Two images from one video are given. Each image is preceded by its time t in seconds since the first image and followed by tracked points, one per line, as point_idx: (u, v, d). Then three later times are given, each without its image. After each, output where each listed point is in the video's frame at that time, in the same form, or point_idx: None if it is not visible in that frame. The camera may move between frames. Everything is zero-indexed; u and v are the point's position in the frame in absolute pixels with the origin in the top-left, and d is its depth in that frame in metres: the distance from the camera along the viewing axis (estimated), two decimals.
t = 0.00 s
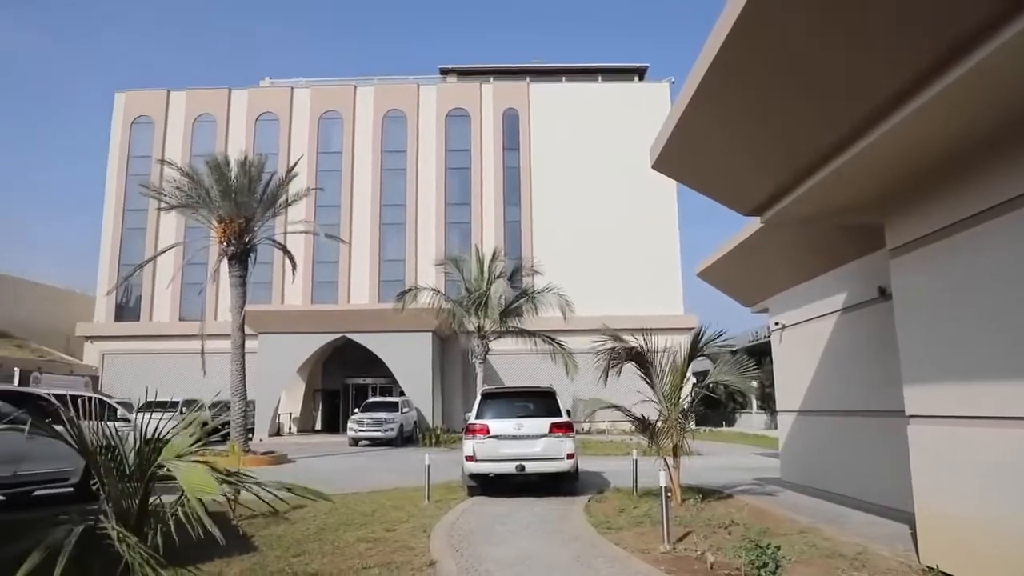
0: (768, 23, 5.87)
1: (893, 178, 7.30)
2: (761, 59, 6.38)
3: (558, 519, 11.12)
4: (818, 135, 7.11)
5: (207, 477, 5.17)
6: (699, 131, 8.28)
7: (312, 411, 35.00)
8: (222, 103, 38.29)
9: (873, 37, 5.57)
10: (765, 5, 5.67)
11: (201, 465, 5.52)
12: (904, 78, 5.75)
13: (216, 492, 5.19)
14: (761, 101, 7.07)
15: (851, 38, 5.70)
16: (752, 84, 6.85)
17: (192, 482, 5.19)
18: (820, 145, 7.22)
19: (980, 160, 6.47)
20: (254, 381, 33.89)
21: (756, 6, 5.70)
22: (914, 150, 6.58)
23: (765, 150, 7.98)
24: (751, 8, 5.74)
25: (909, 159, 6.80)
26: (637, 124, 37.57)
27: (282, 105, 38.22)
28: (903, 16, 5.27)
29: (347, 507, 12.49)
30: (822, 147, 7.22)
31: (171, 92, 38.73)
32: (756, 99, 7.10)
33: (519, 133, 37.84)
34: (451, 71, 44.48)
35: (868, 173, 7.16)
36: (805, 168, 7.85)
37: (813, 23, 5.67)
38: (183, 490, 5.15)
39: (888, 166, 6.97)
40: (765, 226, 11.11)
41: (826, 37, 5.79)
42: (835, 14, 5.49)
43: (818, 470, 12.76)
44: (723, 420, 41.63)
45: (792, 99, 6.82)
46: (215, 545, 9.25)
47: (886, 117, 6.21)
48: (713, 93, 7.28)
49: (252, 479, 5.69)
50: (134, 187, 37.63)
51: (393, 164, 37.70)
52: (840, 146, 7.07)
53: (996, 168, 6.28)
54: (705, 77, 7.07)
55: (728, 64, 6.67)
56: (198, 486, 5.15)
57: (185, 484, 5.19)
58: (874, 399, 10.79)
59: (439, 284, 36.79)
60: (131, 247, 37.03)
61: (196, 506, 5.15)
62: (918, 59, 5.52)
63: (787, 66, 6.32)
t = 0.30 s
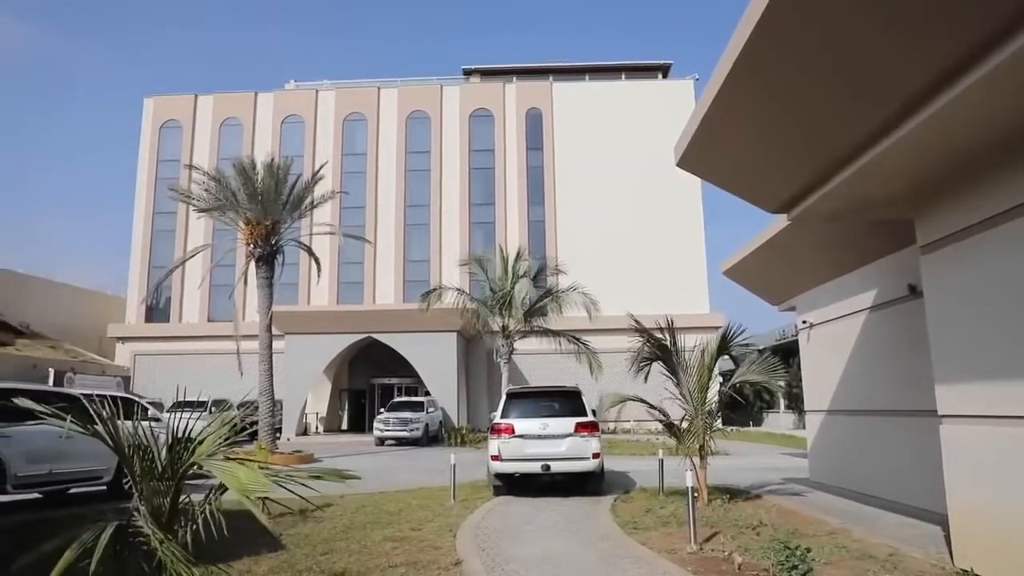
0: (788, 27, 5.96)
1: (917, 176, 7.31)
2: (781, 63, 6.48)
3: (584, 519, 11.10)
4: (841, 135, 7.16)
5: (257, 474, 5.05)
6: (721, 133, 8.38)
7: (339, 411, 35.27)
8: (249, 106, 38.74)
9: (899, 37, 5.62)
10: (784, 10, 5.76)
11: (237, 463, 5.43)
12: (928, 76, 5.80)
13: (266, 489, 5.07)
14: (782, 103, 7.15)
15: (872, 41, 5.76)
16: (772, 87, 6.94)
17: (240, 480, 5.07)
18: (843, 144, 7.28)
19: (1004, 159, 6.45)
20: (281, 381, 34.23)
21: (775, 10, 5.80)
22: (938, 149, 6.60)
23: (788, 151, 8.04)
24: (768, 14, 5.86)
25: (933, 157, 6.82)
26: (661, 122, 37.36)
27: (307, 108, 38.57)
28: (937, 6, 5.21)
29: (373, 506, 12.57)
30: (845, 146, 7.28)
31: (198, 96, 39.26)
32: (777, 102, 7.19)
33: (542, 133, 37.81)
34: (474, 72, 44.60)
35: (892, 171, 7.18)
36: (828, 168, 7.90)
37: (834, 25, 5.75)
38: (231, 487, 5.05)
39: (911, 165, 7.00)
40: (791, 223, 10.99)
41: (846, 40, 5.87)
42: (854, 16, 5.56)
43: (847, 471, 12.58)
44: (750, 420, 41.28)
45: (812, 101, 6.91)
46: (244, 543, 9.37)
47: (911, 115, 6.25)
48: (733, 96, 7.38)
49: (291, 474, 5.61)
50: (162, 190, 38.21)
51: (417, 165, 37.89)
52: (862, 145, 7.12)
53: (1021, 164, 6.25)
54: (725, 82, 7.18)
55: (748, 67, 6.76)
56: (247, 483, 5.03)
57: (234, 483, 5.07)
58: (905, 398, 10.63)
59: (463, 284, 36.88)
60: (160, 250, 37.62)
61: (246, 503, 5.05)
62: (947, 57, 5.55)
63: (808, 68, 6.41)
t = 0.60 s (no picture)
0: (803, 35, 5.99)
1: (942, 174, 7.25)
2: (797, 68, 6.50)
3: (606, 519, 11.07)
4: (862, 135, 7.15)
5: (283, 474, 5.11)
6: (741, 136, 8.40)
7: (362, 411, 35.52)
8: (272, 109, 39.11)
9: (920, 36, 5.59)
10: (799, 17, 5.79)
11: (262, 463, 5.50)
12: (950, 76, 5.78)
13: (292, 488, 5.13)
14: (801, 105, 7.15)
15: (892, 41, 5.75)
16: (789, 90, 6.97)
17: (266, 479, 5.13)
18: (865, 144, 7.26)
19: None
20: (305, 381, 34.54)
21: (790, 17, 5.81)
22: (962, 147, 6.56)
23: (809, 151, 8.05)
24: (783, 21, 5.89)
25: (957, 155, 6.77)
26: (683, 120, 37.13)
27: (329, 110, 38.87)
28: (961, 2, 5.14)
29: (397, 505, 12.62)
30: (867, 145, 7.27)
31: (223, 99, 39.72)
32: (796, 105, 7.20)
33: (563, 132, 37.74)
34: (494, 72, 44.64)
35: (916, 170, 7.14)
36: (851, 167, 7.88)
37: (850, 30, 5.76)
38: (255, 487, 5.12)
39: (935, 163, 6.97)
40: (815, 221, 10.87)
41: (863, 43, 5.88)
42: (873, 18, 5.57)
43: (875, 471, 12.41)
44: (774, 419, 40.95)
45: (831, 102, 6.91)
46: (269, 541, 9.47)
47: (932, 115, 6.23)
48: (752, 100, 7.41)
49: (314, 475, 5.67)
50: (188, 192, 38.70)
51: (438, 165, 38.02)
52: (884, 145, 7.11)
53: None
54: (742, 86, 7.20)
55: (764, 72, 6.79)
56: (274, 483, 5.09)
57: (260, 482, 5.13)
58: (934, 396, 10.45)
59: (485, 284, 36.93)
60: (186, 251, 38.13)
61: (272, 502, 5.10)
62: (971, 54, 5.52)
63: (825, 72, 6.43)
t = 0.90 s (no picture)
0: (830, 29, 6.01)
1: (972, 168, 7.18)
2: (821, 63, 6.52)
3: (630, 519, 11.03)
4: (891, 128, 7.13)
5: (297, 470, 5.16)
6: (763, 135, 8.41)
7: (385, 411, 35.73)
8: (295, 111, 39.46)
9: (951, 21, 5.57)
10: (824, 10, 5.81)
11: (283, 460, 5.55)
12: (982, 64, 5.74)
13: (306, 484, 5.18)
14: (826, 100, 7.15)
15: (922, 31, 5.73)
16: (813, 87, 6.99)
17: (281, 476, 5.18)
18: (892, 137, 7.23)
19: None
20: (329, 381, 34.82)
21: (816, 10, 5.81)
22: (993, 139, 6.51)
23: (834, 147, 8.02)
24: (809, 16, 5.90)
25: (990, 146, 6.72)
26: (706, 118, 36.86)
27: (352, 111, 39.12)
28: None
29: (420, 504, 12.67)
30: (895, 139, 7.24)
31: (247, 103, 40.15)
32: (821, 102, 7.22)
33: (585, 132, 37.65)
34: (515, 72, 44.64)
35: (945, 163, 7.09)
36: (877, 162, 7.85)
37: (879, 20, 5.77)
38: (272, 483, 5.17)
39: (965, 157, 6.93)
40: (841, 218, 10.73)
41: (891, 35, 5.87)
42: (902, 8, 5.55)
43: (903, 471, 12.23)
44: (799, 419, 40.54)
45: (857, 97, 6.91)
46: (295, 540, 9.56)
47: (967, 102, 6.19)
48: (776, 97, 7.41)
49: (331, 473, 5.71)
50: (213, 195, 39.17)
51: (460, 165, 38.12)
52: (914, 137, 7.07)
53: None
54: (767, 82, 7.20)
55: (789, 68, 6.79)
56: (289, 480, 5.14)
57: (275, 480, 5.19)
58: (966, 394, 10.24)
59: (507, 284, 36.97)
60: (212, 253, 38.61)
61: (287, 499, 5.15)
62: (1006, 39, 5.48)
63: (852, 66, 6.43)
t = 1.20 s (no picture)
0: (850, 26, 6.05)
1: (999, 159, 7.16)
2: (843, 63, 6.56)
3: (650, 519, 11.00)
4: (913, 126, 7.15)
5: (310, 474, 5.19)
6: (785, 136, 8.43)
7: (404, 410, 35.89)
8: (314, 113, 39.72)
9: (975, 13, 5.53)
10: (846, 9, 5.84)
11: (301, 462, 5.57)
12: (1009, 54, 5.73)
13: (320, 488, 5.20)
14: (846, 98, 7.16)
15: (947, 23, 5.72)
16: (835, 87, 7.02)
17: (294, 479, 5.21)
18: (916, 132, 7.23)
19: None
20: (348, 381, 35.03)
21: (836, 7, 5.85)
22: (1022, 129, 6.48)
23: (855, 146, 8.04)
24: (829, 14, 5.94)
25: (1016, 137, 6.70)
26: (725, 115, 36.61)
27: (370, 113, 39.31)
28: None
29: (439, 504, 12.70)
30: (918, 136, 7.25)
31: (266, 105, 40.47)
32: (842, 102, 7.26)
33: (603, 131, 37.54)
34: (533, 71, 44.62)
35: (973, 155, 7.06)
36: (900, 160, 7.85)
37: (900, 16, 5.81)
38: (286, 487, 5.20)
39: (992, 148, 6.90)
40: (863, 215, 10.62)
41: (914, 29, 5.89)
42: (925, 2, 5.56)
43: (927, 472, 12.07)
44: (821, 418, 40.17)
45: (879, 95, 6.94)
46: (316, 539, 9.62)
47: (991, 98, 6.20)
48: (794, 96, 7.45)
49: (350, 473, 5.73)
50: (233, 197, 39.53)
51: (478, 165, 38.17)
52: (938, 133, 7.07)
53: None
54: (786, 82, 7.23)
55: (808, 67, 6.82)
56: (302, 484, 5.17)
57: (289, 483, 5.22)
58: (994, 395, 10.04)
59: (525, 283, 36.98)
60: (233, 254, 38.98)
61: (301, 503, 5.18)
62: None
63: (873, 64, 6.48)
